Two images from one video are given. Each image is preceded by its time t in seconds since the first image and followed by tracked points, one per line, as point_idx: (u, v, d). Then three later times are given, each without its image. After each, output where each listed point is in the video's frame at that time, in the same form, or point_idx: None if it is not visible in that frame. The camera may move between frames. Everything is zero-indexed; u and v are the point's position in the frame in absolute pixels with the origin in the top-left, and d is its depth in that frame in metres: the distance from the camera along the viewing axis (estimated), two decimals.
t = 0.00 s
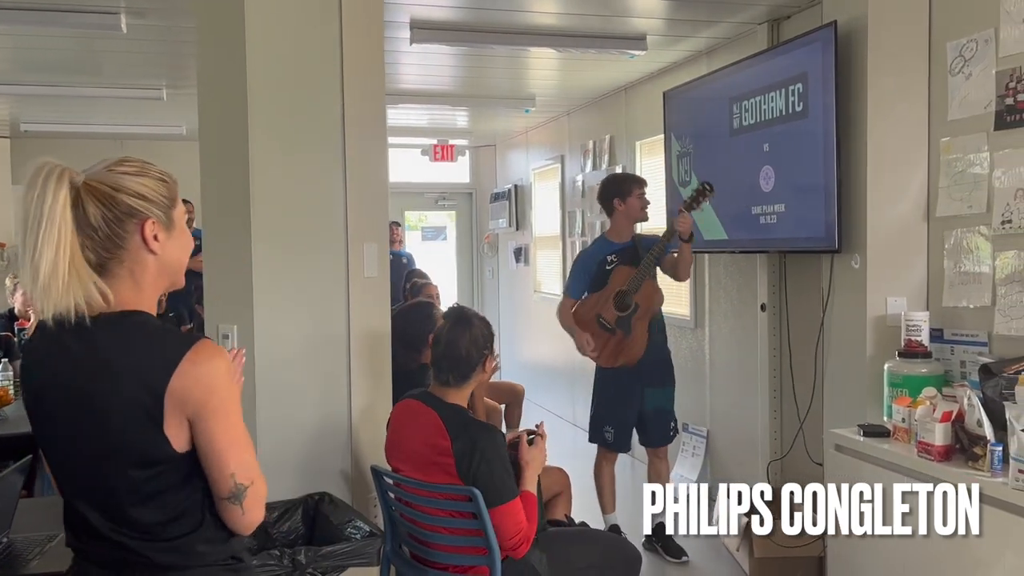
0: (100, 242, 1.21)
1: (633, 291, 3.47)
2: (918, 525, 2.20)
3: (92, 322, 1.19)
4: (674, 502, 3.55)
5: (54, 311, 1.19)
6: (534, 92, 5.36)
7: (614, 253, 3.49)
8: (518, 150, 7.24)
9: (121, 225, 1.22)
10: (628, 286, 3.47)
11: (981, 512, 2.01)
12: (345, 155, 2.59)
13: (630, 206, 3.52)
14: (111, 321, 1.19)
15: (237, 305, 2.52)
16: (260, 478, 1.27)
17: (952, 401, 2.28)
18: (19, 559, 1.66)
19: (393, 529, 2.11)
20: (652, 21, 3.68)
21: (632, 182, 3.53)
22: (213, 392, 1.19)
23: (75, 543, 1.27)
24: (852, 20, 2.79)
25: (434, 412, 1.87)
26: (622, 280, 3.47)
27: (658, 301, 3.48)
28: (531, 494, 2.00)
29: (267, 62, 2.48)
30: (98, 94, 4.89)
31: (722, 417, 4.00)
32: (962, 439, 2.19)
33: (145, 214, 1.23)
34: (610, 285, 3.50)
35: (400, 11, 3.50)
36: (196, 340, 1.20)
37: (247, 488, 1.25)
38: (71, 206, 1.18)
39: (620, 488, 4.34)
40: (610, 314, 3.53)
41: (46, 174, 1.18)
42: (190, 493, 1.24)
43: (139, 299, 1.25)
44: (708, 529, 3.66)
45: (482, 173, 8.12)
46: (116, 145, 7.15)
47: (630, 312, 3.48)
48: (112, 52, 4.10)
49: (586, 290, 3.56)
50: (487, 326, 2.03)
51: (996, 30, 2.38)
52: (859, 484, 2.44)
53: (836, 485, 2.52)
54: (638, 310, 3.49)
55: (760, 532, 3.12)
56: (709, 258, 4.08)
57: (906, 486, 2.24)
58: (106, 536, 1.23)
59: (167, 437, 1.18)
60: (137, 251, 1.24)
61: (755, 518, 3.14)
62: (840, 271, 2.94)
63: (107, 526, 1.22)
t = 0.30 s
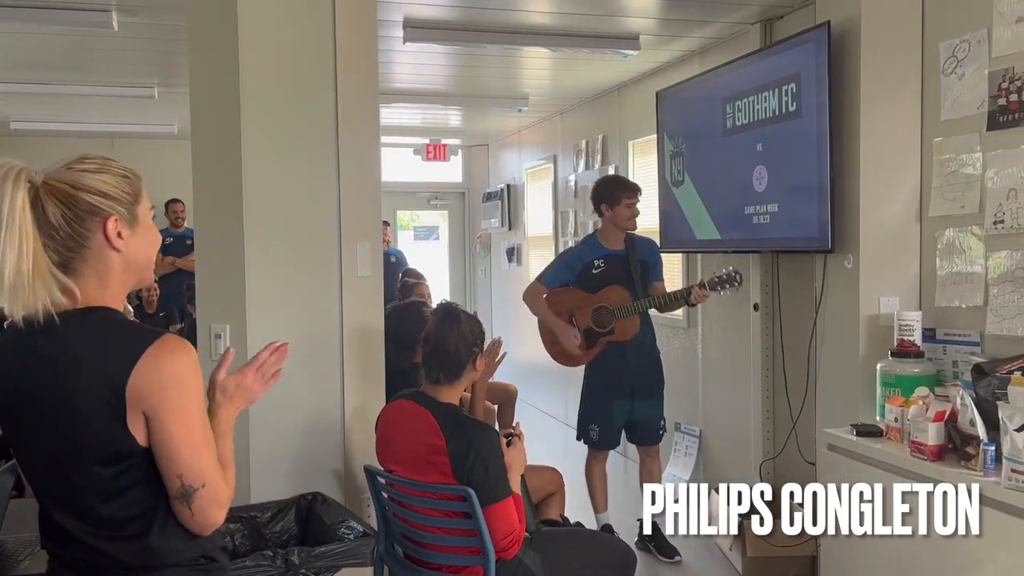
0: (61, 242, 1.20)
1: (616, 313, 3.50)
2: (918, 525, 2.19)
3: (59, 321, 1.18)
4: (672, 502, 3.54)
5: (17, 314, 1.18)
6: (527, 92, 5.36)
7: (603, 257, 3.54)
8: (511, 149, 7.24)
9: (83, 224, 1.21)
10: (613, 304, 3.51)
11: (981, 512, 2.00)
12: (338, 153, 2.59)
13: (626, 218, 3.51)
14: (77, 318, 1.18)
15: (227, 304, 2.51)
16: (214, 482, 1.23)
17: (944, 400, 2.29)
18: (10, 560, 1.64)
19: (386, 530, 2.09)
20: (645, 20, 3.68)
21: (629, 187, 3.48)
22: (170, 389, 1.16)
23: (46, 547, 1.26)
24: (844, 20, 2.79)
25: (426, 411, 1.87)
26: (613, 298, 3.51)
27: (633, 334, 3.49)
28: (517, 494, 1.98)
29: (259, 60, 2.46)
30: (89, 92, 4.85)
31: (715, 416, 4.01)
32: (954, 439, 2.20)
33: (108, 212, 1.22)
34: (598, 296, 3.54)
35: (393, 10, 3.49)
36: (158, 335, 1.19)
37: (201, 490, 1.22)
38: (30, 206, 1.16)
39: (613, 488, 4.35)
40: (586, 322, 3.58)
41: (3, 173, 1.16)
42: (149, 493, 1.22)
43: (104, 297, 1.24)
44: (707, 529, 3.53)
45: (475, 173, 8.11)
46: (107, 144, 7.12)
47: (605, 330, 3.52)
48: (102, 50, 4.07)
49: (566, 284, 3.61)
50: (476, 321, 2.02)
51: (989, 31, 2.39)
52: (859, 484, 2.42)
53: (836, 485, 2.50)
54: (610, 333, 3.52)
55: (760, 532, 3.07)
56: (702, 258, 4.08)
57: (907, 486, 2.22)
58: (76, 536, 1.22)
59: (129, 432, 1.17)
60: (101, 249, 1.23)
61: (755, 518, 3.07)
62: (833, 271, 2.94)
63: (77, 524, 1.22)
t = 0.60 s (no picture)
0: (44, 242, 1.21)
1: (610, 313, 3.46)
2: (918, 525, 2.17)
3: (39, 321, 1.17)
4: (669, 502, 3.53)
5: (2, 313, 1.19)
6: (522, 91, 5.35)
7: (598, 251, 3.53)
8: (507, 149, 7.23)
9: (67, 224, 1.21)
10: (608, 304, 3.47)
11: (981, 513, 1.98)
12: (330, 152, 2.57)
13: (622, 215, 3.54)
14: (59, 318, 1.17)
15: (220, 304, 2.50)
16: (204, 481, 1.22)
17: (939, 401, 2.29)
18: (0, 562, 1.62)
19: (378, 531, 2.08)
20: (640, 20, 3.67)
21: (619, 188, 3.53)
22: (155, 390, 1.15)
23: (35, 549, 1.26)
24: (838, 20, 2.79)
25: (419, 413, 1.87)
26: (609, 298, 3.46)
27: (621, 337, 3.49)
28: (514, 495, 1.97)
29: (251, 59, 2.46)
30: (83, 92, 4.84)
31: (710, 416, 4.01)
32: (948, 439, 2.19)
33: (91, 213, 1.22)
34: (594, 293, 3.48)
35: (387, 9, 3.48)
36: (140, 337, 1.17)
37: (190, 490, 1.21)
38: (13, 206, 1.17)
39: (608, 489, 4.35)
40: (577, 316, 3.52)
41: None
42: (134, 495, 1.21)
43: (89, 297, 1.24)
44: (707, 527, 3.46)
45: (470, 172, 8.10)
46: (101, 144, 7.09)
47: (597, 328, 3.48)
48: (96, 49, 4.06)
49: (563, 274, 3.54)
50: (463, 323, 2.01)
51: (983, 31, 2.39)
52: (859, 483, 2.38)
53: (835, 484, 2.48)
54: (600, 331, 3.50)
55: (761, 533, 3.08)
56: (696, 258, 4.08)
57: (907, 486, 2.20)
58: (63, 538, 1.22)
59: (111, 435, 1.15)
60: (85, 248, 1.23)
61: (755, 517, 3.10)
62: (827, 272, 2.95)
63: (62, 527, 1.22)
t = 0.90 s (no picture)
0: (48, 241, 1.18)
1: (610, 315, 3.53)
2: (918, 525, 2.16)
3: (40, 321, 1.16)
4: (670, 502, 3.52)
5: None
6: (523, 90, 5.34)
7: (604, 254, 3.60)
8: (507, 148, 7.22)
9: (70, 222, 1.18)
10: (608, 306, 3.54)
11: (981, 514, 1.98)
12: (328, 152, 2.57)
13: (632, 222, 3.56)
14: (61, 318, 1.15)
15: (219, 302, 2.49)
16: (219, 476, 1.22)
17: (938, 401, 2.28)
18: None
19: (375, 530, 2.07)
20: (640, 19, 3.66)
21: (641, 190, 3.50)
22: (169, 389, 1.14)
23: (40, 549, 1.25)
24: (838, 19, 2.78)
25: (418, 414, 1.86)
26: (610, 300, 3.55)
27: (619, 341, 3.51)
28: (513, 498, 1.96)
29: (248, 58, 2.46)
30: (82, 91, 4.83)
31: (709, 416, 4.00)
32: (947, 439, 2.19)
33: (96, 211, 1.20)
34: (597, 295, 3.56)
35: (386, 7, 3.47)
36: (151, 335, 1.16)
37: (207, 486, 1.20)
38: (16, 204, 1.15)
39: (607, 488, 4.35)
40: (577, 317, 3.62)
41: None
42: (142, 494, 1.19)
43: (91, 297, 1.22)
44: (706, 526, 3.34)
45: (471, 171, 8.09)
46: (101, 142, 7.09)
47: (596, 329, 3.55)
48: (95, 47, 4.06)
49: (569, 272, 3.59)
50: (463, 322, 2.00)
51: (982, 30, 2.38)
52: (859, 483, 2.38)
53: (835, 484, 2.47)
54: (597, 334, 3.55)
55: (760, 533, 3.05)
56: (696, 257, 4.08)
57: (907, 486, 2.19)
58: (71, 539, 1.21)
59: (123, 434, 1.14)
60: (88, 247, 1.21)
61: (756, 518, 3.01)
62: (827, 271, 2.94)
63: (71, 527, 1.21)
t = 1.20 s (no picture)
0: (79, 238, 1.14)
1: (613, 313, 3.46)
2: (918, 525, 2.16)
3: (76, 322, 1.12)
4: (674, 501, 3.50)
5: (31, 312, 1.12)
6: (527, 88, 5.34)
7: (616, 250, 3.51)
8: (511, 147, 7.22)
9: (102, 219, 1.15)
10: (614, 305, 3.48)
11: (981, 513, 1.98)
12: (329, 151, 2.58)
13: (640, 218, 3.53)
14: (98, 316, 1.12)
15: (224, 301, 2.49)
16: (243, 483, 1.18)
17: (941, 400, 2.27)
18: None
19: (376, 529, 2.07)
20: (644, 16, 3.65)
21: (649, 185, 3.53)
22: (202, 391, 1.11)
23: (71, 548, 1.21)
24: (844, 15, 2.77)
25: (420, 413, 1.86)
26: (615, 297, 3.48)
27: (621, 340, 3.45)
28: (515, 498, 1.96)
29: (251, 57, 2.46)
30: (87, 89, 4.84)
31: (713, 414, 4.00)
32: (950, 438, 2.18)
33: (126, 207, 1.16)
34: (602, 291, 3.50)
35: (390, 5, 3.47)
36: (185, 336, 1.13)
37: (229, 490, 1.16)
38: (48, 202, 1.11)
39: (611, 487, 4.35)
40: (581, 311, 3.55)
41: (19, 168, 1.11)
42: (174, 494, 1.16)
43: (124, 294, 1.19)
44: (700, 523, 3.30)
45: (475, 170, 8.09)
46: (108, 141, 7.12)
47: (597, 326, 3.49)
48: (99, 47, 4.06)
49: (575, 267, 3.54)
50: (467, 322, 1.99)
51: (987, 27, 2.37)
52: (859, 483, 2.38)
53: (836, 484, 2.47)
54: (599, 330, 3.49)
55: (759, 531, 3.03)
56: (700, 255, 4.07)
57: (907, 486, 2.20)
58: (99, 535, 1.17)
59: (156, 434, 1.11)
60: (119, 244, 1.17)
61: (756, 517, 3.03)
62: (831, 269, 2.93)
63: (100, 526, 1.17)
